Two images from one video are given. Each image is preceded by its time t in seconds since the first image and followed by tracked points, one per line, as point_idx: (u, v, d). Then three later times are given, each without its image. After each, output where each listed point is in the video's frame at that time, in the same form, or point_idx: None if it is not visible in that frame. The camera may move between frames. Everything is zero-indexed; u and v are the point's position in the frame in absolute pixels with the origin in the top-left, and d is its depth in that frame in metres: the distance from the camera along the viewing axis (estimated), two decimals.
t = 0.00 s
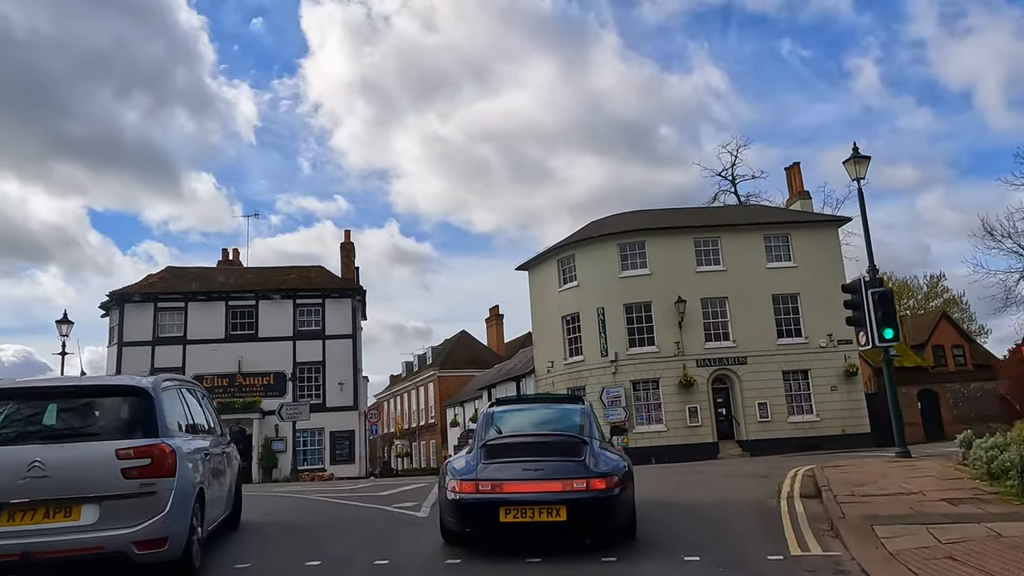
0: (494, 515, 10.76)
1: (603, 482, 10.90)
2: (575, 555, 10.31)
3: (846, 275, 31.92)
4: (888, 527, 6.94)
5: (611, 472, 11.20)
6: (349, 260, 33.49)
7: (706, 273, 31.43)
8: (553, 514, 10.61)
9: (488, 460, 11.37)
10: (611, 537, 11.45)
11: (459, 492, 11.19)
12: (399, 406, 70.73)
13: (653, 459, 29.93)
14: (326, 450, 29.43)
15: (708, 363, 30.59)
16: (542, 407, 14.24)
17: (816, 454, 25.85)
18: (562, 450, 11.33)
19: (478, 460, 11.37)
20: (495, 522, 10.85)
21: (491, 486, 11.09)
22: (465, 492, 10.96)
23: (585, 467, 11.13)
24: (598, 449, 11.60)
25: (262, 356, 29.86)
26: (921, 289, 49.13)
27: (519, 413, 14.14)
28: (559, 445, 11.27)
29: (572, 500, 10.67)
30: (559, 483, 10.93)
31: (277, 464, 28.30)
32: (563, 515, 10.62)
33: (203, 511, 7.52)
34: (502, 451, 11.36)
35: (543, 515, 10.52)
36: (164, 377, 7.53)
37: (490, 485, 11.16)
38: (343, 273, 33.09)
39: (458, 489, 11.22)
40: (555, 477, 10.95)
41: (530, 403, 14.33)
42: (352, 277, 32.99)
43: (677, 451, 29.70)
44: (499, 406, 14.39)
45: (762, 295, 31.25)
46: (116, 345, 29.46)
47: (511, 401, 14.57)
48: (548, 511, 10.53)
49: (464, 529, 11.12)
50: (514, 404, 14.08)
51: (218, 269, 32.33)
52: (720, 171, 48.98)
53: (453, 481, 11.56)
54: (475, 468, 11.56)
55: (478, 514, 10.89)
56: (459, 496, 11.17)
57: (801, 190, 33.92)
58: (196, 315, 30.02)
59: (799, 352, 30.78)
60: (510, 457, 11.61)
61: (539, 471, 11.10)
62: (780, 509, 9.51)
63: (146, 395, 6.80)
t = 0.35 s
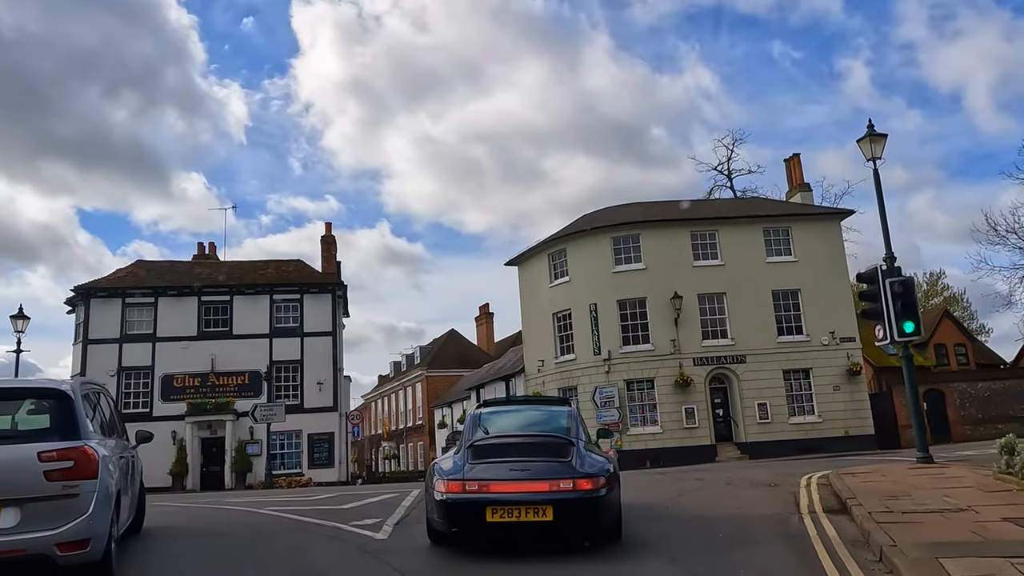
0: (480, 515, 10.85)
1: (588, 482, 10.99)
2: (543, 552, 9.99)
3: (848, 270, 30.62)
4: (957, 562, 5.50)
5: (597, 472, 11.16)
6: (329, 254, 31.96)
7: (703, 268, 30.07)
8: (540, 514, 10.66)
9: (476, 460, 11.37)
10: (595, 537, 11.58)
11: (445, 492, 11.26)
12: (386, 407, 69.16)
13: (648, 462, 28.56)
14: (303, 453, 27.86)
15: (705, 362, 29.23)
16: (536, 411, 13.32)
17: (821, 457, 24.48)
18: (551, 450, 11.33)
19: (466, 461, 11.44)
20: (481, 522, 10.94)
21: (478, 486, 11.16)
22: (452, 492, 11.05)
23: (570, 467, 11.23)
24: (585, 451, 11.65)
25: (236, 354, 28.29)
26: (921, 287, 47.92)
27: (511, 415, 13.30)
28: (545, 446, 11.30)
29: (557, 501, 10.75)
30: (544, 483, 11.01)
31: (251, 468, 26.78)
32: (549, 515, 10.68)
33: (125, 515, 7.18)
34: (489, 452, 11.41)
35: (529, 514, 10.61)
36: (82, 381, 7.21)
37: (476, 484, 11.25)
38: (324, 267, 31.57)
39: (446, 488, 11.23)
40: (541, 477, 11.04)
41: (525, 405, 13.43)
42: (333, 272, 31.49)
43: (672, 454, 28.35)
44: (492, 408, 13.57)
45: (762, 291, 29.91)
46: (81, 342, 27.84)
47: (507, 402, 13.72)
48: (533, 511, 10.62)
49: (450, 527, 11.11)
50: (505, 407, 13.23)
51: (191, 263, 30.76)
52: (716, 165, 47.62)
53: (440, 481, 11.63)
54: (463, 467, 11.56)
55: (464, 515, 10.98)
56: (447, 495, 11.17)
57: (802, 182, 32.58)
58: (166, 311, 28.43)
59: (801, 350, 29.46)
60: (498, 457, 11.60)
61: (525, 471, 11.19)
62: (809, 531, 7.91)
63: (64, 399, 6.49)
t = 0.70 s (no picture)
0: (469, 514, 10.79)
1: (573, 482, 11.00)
2: (541, 562, 8.04)
3: (855, 265, 29.29)
4: None
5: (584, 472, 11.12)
6: (310, 247, 30.39)
7: (702, 262, 28.67)
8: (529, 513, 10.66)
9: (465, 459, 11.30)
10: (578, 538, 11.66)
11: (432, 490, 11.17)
12: (375, 407, 67.55)
13: (644, 465, 27.16)
14: (281, 457, 26.36)
15: (705, 361, 27.84)
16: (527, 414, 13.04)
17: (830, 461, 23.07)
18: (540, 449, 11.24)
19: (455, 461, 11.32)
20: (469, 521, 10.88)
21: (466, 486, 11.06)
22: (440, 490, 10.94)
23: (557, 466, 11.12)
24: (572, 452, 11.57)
25: (209, 352, 26.71)
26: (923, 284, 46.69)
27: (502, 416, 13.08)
28: (533, 445, 11.21)
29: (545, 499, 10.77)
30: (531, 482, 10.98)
31: (224, 473, 25.23)
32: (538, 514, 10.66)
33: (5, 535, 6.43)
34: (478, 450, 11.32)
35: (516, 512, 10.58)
36: None
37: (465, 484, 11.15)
38: (303, 260, 30.02)
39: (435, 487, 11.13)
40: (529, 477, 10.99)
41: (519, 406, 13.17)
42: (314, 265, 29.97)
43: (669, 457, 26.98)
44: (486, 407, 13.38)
45: (764, 286, 28.53)
46: (44, 339, 26.22)
47: (503, 404, 13.50)
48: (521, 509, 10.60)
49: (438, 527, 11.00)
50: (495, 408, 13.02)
51: (164, 255, 29.16)
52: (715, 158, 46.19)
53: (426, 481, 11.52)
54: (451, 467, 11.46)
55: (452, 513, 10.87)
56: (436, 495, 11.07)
57: (804, 172, 31.22)
58: (136, 306, 26.84)
59: (804, 348, 28.10)
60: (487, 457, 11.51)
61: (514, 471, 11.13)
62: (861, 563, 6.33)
63: None
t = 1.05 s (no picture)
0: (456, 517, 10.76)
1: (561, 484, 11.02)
2: None
3: (863, 257, 27.90)
4: None
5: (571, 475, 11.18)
6: (290, 239, 28.81)
7: (703, 254, 27.23)
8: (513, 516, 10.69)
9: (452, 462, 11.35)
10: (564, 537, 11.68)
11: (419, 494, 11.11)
12: (364, 408, 65.95)
13: (643, 469, 25.69)
14: (257, 461, 24.79)
15: (706, 358, 26.39)
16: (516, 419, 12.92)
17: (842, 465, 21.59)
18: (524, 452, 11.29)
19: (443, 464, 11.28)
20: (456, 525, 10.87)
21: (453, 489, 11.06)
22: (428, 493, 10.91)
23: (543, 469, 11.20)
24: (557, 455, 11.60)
25: (181, 349, 25.13)
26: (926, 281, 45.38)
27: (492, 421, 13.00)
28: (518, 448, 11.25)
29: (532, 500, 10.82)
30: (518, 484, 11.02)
31: (195, 478, 23.62)
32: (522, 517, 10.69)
33: None
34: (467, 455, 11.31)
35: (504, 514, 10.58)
36: None
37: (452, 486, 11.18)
38: (283, 252, 28.45)
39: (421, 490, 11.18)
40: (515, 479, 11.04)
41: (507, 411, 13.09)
42: (294, 258, 28.41)
43: (669, 460, 25.54)
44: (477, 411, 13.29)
45: (768, 280, 27.12)
46: (3, 335, 24.59)
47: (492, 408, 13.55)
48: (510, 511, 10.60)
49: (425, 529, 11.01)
50: (484, 412, 12.94)
51: (134, 247, 27.54)
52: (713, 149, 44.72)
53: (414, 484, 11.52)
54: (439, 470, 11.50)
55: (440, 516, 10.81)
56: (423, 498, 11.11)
57: (810, 161, 29.81)
58: (103, 300, 25.23)
59: (811, 345, 26.70)
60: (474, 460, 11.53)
61: (500, 474, 11.18)
62: None
63: None
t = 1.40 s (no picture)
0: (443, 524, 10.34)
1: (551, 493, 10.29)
2: None
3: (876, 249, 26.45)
4: None
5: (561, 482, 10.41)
6: (270, 229, 27.19)
7: (708, 245, 25.75)
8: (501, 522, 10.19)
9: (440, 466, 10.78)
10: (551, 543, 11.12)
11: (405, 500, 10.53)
12: (355, 408, 64.32)
13: (644, 473, 24.22)
14: (232, 465, 23.23)
15: (711, 356, 24.91)
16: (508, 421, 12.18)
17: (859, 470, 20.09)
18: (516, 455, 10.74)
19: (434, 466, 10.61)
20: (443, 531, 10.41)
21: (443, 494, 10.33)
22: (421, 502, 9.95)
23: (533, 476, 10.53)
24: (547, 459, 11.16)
25: (151, 346, 23.54)
26: (934, 276, 43.94)
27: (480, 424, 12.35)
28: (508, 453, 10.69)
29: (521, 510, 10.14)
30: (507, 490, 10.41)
31: (165, 484, 22.03)
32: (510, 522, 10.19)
33: None
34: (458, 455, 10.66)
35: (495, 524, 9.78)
36: None
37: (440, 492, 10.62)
38: (262, 244, 26.85)
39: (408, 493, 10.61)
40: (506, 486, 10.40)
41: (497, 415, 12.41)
42: (274, 250, 26.79)
43: (672, 463, 24.06)
44: (475, 414, 12.55)
45: (776, 273, 25.66)
46: None
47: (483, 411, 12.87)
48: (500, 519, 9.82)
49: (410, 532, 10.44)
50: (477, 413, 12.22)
51: (103, 238, 25.91)
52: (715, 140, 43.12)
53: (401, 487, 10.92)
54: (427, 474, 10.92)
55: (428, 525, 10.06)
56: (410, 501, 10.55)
57: (819, 148, 28.29)
58: (68, 294, 23.63)
59: (821, 341, 25.24)
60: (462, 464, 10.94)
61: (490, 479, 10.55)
62: None
63: None
